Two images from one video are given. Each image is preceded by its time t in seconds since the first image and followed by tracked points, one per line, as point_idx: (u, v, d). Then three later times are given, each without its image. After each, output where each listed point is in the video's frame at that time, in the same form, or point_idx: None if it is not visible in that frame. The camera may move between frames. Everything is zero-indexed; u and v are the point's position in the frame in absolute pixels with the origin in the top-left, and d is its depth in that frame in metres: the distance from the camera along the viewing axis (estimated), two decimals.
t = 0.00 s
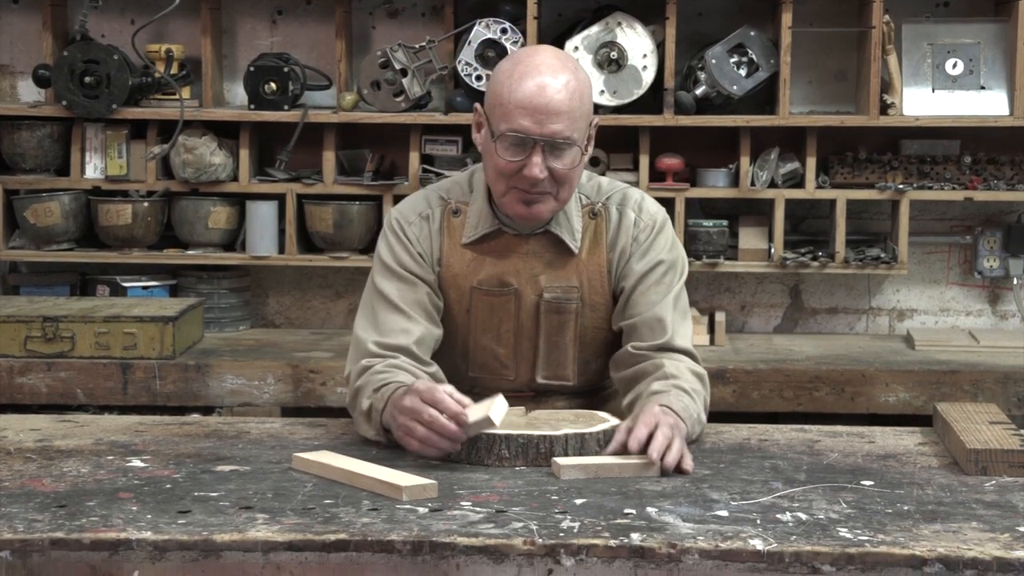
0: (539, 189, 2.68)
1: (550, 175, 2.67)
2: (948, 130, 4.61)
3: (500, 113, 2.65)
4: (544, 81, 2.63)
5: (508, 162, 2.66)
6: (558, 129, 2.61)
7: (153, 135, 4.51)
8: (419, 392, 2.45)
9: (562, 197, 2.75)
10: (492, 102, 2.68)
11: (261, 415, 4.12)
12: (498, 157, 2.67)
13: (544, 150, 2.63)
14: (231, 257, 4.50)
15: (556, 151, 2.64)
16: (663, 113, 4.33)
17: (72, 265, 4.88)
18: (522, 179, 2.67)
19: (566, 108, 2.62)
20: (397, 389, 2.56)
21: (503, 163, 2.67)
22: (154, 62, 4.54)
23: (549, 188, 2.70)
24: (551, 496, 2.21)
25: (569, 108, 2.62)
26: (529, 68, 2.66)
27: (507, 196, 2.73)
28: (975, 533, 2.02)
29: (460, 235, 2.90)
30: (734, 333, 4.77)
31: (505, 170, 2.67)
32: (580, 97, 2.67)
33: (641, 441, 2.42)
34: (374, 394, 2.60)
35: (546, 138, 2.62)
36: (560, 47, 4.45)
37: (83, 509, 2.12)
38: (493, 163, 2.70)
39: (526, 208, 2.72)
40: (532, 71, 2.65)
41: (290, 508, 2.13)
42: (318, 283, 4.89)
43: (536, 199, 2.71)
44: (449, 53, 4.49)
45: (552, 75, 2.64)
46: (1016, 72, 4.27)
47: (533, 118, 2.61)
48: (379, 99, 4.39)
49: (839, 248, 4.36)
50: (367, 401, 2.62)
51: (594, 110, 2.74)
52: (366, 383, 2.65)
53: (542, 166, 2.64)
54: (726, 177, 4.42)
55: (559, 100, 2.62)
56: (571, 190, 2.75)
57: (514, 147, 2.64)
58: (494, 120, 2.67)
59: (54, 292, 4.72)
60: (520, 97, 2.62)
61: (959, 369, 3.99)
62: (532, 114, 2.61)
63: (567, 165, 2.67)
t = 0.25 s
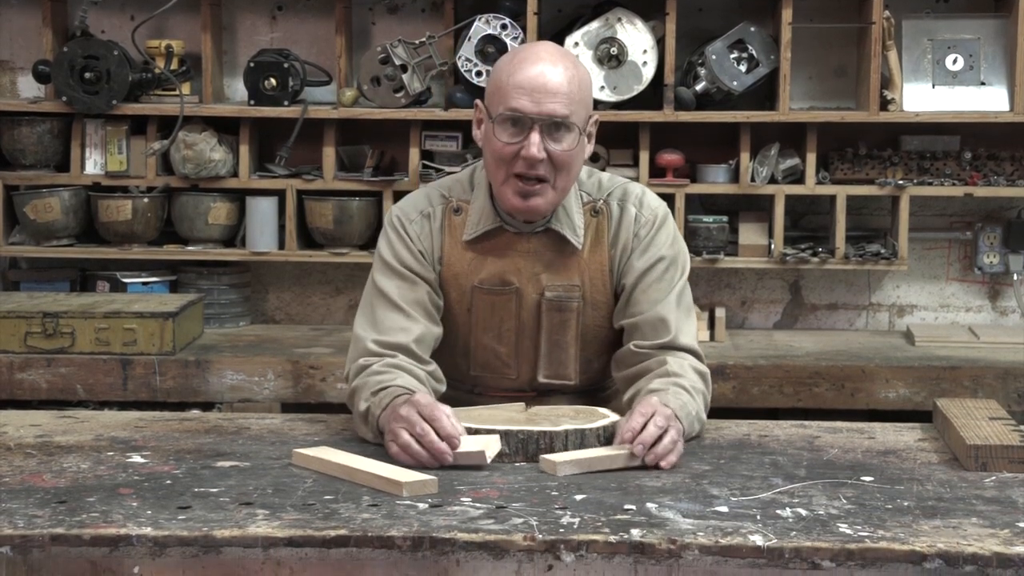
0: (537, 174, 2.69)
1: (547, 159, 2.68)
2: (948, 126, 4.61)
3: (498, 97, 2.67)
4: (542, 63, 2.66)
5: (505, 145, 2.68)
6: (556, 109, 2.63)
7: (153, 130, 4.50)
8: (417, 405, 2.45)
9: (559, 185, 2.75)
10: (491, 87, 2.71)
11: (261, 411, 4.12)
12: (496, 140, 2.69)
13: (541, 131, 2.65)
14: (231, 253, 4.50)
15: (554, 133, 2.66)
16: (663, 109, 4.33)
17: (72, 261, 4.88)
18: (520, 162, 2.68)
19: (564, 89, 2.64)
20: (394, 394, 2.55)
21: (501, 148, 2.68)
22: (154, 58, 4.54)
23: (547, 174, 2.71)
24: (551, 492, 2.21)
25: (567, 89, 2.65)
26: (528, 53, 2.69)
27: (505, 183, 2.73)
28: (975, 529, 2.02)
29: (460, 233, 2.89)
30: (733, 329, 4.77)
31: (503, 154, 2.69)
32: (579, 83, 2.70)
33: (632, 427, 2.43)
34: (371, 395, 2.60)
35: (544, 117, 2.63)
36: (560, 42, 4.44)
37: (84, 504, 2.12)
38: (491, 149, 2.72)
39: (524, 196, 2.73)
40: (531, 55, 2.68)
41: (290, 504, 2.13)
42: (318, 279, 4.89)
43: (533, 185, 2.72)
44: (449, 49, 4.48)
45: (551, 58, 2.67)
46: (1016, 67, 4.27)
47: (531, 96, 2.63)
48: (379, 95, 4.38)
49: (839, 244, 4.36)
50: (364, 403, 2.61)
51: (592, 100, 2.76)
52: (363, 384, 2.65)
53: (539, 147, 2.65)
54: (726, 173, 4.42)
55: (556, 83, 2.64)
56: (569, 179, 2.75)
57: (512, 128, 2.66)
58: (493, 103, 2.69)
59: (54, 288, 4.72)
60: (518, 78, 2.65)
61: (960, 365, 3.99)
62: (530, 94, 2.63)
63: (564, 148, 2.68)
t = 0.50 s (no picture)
0: (533, 165, 2.69)
1: (543, 149, 2.68)
2: (948, 124, 4.61)
3: (493, 89, 2.69)
4: (537, 54, 2.69)
5: (501, 135, 2.68)
6: (551, 97, 2.65)
7: (153, 128, 4.50)
8: (415, 407, 2.44)
9: (556, 178, 2.74)
10: (487, 81, 2.73)
11: (261, 410, 4.12)
12: (491, 131, 2.69)
13: (536, 120, 2.66)
14: (231, 251, 4.50)
15: (549, 123, 2.67)
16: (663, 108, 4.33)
17: (72, 259, 4.88)
18: (515, 153, 2.68)
19: (559, 79, 2.67)
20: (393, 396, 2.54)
21: (496, 139, 2.69)
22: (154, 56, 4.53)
23: (543, 165, 2.71)
24: (551, 490, 2.21)
25: (562, 79, 2.67)
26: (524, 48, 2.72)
27: (501, 176, 2.73)
28: (975, 527, 2.02)
29: (460, 232, 2.89)
30: (733, 327, 4.77)
31: (498, 145, 2.69)
32: (574, 77, 2.72)
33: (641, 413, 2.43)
34: (372, 395, 2.59)
35: (539, 106, 2.65)
36: (560, 41, 4.44)
37: (84, 503, 2.12)
38: (487, 143, 2.72)
39: (520, 188, 2.71)
40: (526, 48, 2.71)
41: (290, 503, 2.14)
42: (318, 278, 4.89)
43: (530, 176, 2.71)
44: (449, 48, 4.46)
45: (547, 51, 2.70)
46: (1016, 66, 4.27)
47: (526, 85, 2.65)
48: (379, 93, 4.39)
49: (839, 243, 4.36)
50: (362, 404, 2.60)
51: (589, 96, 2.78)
52: (362, 383, 2.65)
53: (534, 136, 2.66)
54: (726, 172, 4.42)
55: (550, 73, 2.66)
56: (565, 172, 2.75)
57: (507, 118, 2.67)
58: (488, 96, 2.71)
59: (54, 286, 4.72)
60: (513, 69, 2.67)
61: (959, 363, 3.99)
62: (525, 83, 2.65)
63: (560, 138, 2.68)
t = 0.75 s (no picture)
0: (522, 161, 2.70)
1: (531, 145, 2.69)
2: (948, 124, 4.61)
3: (484, 86, 2.71)
4: (528, 51, 2.70)
5: (490, 131, 2.70)
6: (540, 94, 2.66)
7: (153, 128, 4.50)
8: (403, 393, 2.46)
9: (546, 175, 2.74)
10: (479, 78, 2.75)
11: (261, 409, 4.12)
12: (481, 128, 2.71)
13: (525, 116, 2.67)
14: (231, 251, 4.50)
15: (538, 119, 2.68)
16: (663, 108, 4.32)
17: (72, 259, 4.88)
18: (504, 148, 2.69)
19: (548, 76, 2.68)
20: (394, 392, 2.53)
21: (486, 135, 2.70)
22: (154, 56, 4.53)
23: (532, 162, 2.71)
24: (551, 490, 2.21)
25: (552, 76, 2.68)
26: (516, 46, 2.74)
27: (491, 173, 2.73)
28: (975, 527, 2.02)
29: (460, 231, 2.89)
30: (733, 327, 4.78)
31: (487, 141, 2.70)
32: (565, 75, 2.73)
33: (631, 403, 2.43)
34: (370, 394, 2.57)
35: (528, 102, 2.66)
36: (560, 41, 4.44)
37: (84, 503, 2.13)
38: (478, 140, 2.73)
39: (510, 185, 2.72)
40: (517, 46, 2.73)
41: (290, 502, 2.14)
42: (318, 278, 4.89)
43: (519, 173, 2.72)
44: (449, 48, 4.46)
45: (538, 49, 2.72)
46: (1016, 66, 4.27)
47: (515, 82, 2.66)
48: (379, 93, 4.39)
49: (839, 243, 4.36)
50: (362, 403, 2.57)
51: (582, 95, 2.79)
52: (361, 383, 2.63)
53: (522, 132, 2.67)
54: (726, 172, 4.42)
55: (539, 69, 2.67)
56: (556, 170, 2.75)
57: (497, 114, 2.68)
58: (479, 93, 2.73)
59: (54, 286, 4.72)
60: (503, 66, 2.68)
61: (960, 363, 3.99)
62: (514, 80, 2.66)
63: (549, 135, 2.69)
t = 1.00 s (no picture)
0: (516, 162, 2.69)
1: (525, 145, 2.69)
2: (949, 124, 4.61)
3: (476, 87, 2.71)
4: (520, 51, 2.71)
5: (484, 133, 2.69)
6: (533, 94, 2.67)
7: (153, 129, 4.50)
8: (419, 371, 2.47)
9: (540, 176, 2.74)
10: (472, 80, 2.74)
11: (261, 410, 4.12)
12: (474, 129, 2.70)
13: (518, 117, 2.67)
14: (231, 252, 4.50)
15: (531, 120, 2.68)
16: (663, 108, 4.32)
17: (72, 259, 4.88)
18: (498, 149, 2.68)
19: (541, 77, 2.68)
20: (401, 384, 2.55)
21: (480, 136, 2.69)
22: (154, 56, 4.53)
23: (526, 162, 2.71)
24: (551, 491, 2.21)
25: (544, 77, 2.69)
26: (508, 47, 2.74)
27: (485, 174, 2.72)
28: (975, 527, 2.02)
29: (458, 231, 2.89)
30: (734, 327, 4.77)
31: (481, 142, 2.70)
32: (558, 75, 2.73)
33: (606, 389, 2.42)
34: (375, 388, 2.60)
35: (521, 103, 2.66)
36: (560, 41, 4.44)
37: (84, 503, 2.13)
38: (471, 141, 2.72)
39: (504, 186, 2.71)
40: (510, 48, 2.73)
41: (290, 503, 2.14)
42: (318, 278, 4.89)
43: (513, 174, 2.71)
44: (449, 48, 4.46)
45: (531, 50, 2.72)
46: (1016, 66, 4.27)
47: (508, 83, 2.66)
48: (379, 94, 4.39)
49: (839, 243, 4.36)
50: (369, 396, 2.60)
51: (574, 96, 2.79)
52: (363, 379, 2.66)
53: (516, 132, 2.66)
54: (727, 172, 4.42)
55: (532, 69, 2.68)
56: (550, 170, 2.75)
57: (490, 115, 2.68)
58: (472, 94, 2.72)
59: (54, 286, 4.72)
60: (495, 67, 2.69)
61: (960, 364, 3.99)
62: (507, 81, 2.66)
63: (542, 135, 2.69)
